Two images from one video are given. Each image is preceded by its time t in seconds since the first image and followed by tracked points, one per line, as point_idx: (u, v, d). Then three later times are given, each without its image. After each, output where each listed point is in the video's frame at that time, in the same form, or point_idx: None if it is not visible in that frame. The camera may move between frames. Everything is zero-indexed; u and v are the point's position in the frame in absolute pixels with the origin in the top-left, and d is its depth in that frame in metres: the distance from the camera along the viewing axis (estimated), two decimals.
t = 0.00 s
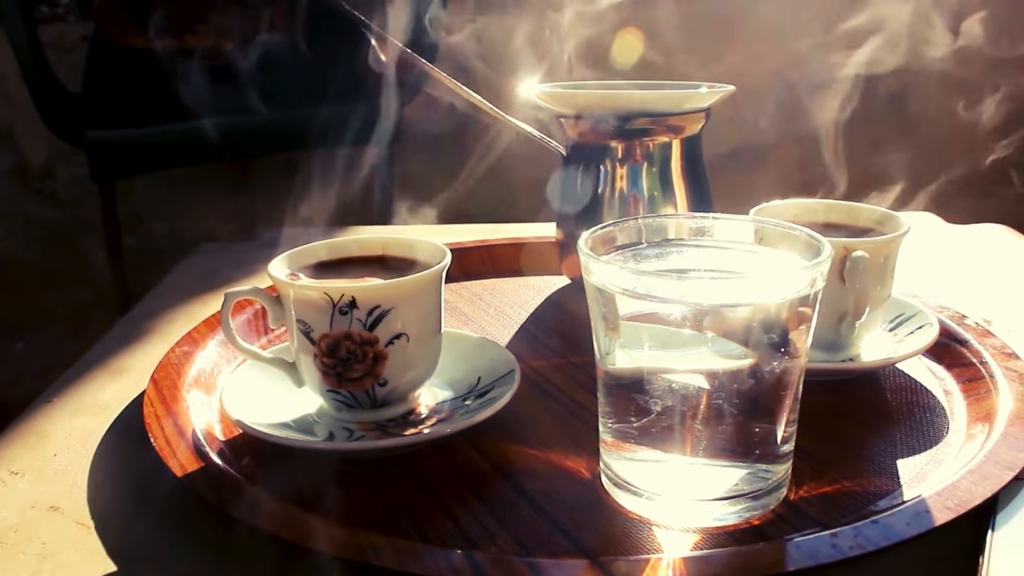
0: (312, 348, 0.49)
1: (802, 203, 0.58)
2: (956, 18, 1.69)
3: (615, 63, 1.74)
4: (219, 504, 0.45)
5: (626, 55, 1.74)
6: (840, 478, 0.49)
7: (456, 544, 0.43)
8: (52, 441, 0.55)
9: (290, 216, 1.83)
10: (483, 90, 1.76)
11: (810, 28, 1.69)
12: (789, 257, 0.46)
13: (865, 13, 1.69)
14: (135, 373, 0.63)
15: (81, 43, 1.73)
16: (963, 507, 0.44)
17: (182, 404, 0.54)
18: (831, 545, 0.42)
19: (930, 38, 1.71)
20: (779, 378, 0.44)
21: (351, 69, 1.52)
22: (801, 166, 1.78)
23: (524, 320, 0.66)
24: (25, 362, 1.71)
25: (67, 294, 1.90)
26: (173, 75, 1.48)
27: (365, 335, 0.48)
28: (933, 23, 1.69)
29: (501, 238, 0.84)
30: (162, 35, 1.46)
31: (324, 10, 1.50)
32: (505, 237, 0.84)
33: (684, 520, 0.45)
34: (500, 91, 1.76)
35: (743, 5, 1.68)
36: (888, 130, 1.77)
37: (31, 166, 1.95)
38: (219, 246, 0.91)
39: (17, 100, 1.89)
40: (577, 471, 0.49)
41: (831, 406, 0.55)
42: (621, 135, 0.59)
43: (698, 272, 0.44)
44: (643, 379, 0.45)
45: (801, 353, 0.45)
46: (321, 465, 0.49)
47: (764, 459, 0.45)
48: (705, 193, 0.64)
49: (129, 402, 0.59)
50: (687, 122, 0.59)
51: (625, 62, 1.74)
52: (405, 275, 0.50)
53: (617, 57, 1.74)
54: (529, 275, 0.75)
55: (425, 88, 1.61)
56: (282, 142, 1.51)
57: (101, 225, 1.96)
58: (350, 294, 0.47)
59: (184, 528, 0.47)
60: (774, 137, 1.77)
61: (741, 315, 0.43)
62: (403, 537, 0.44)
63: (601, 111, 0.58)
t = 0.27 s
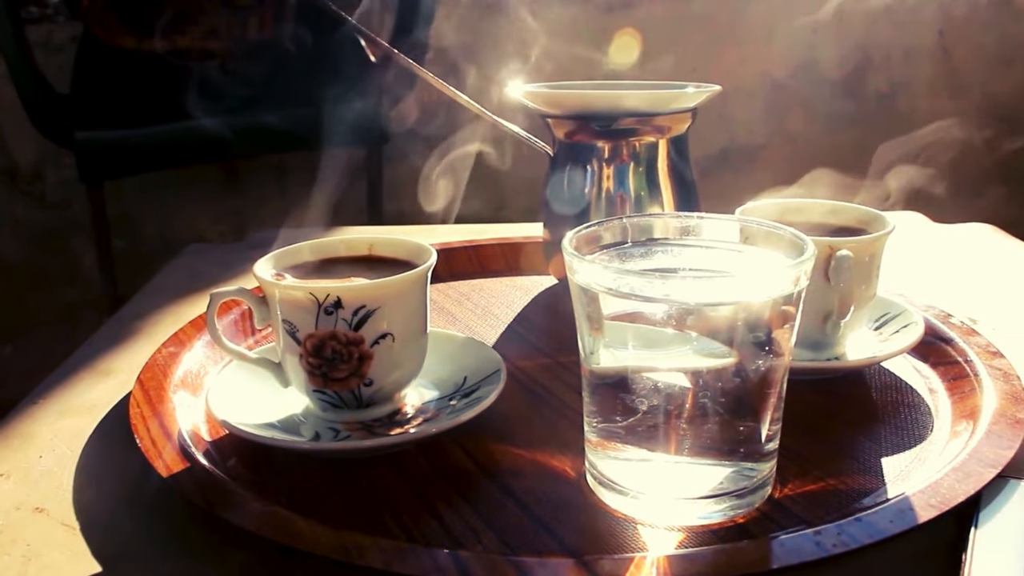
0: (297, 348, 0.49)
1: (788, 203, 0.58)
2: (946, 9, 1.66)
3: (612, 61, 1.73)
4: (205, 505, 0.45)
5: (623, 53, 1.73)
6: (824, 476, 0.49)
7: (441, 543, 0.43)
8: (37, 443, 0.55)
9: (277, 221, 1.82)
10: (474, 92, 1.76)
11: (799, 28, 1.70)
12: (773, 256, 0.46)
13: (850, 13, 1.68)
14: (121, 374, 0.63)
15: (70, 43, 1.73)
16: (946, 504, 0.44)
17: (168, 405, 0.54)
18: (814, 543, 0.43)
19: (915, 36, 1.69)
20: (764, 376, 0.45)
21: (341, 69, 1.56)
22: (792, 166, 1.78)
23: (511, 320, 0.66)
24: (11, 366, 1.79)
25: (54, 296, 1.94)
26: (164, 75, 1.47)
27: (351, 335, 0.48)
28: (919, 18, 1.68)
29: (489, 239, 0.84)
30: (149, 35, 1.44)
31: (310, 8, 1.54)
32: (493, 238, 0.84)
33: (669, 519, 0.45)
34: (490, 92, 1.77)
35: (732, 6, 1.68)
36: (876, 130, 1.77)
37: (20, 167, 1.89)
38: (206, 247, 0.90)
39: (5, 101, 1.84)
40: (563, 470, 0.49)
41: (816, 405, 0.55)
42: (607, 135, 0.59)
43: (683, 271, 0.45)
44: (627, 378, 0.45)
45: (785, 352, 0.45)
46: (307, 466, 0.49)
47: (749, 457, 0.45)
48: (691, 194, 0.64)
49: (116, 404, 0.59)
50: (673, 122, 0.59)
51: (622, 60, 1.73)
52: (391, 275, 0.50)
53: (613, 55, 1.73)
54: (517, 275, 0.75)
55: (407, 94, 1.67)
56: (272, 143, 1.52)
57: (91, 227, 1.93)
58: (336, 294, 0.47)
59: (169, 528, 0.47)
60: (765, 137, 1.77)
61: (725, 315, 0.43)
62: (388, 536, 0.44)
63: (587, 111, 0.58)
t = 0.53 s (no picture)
0: (277, 349, 0.49)
1: (768, 203, 0.59)
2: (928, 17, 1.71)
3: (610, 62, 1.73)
4: (185, 507, 0.45)
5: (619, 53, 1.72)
6: (803, 475, 0.49)
7: (420, 543, 0.44)
8: (17, 446, 0.54)
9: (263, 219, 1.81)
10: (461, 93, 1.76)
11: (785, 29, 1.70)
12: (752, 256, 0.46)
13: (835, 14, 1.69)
14: (102, 377, 0.62)
15: (53, 44, 1.72)
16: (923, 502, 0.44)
17: (149, 408, 0.54)
18: (791, 542, 0.43)
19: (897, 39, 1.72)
20: (742, 376, 0.45)
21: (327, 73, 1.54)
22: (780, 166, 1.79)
23: (493, 321, 0.66)
24: None
25: (38, 299, 1.95)
26: (147, 76, 1.45)
27: (331, 336, 0.48)
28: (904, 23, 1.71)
29: (472, 240, 0.84)
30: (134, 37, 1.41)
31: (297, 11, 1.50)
32: (476, 239, 0.84)
33: (648, 518, 0.45)
34: (476, 92, 1.77)
35: (719, 7, 1.68)
36: (863, 134, 1.80)
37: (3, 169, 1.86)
38: (188, 250, 0.90)
39: None
40: (543, 470, 0.49)
41: (796, 404, 0.56)
42: (589, 136, 0.59)
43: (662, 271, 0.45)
44: (605, 378, 0.45)
45: (763, 351, 0.45)
46: (288, 467, 0.50)
47: (727, 457, 0.45)
48: (673, 194, 0.64)
49: (97, 406, 0.59)
50: (654, 123, 0.60)
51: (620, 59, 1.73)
52: (371, 276, 0.50)
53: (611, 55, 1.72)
54: (499, 276, 0.76)
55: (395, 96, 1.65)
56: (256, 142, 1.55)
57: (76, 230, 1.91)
58: (315, 296, 0.47)
59: (149, 530, 0.47)
60: (753, 137, 1.77)
61: (703, 315, 0.43)
62: (367, 537, 0.44)
63: (568, 112, 0.58)
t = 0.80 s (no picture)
0: (255, 351, 0.49)
1: (746, 202, 0.59)
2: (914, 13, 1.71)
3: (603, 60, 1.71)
4: (163, 509, 0.45)
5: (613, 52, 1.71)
6: (780, 473, 0.49)
7: (397, 543, 0.44)
8: None
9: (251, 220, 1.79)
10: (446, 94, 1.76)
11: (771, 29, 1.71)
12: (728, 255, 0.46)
13: (819, 13, 1.71)
14: (81, 381, 0.62)
15: (35, 47, 1.72)
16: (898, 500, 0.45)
17: (127, 411, 0.54)
18: (767, 540, 0.43)
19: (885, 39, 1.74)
20: (717, 375, 0.45)
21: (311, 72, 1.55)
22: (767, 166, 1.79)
23: (473, 322, 0.66)
24: None
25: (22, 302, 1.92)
26: (132, 79, 1.45)
27: (308, 338, 0.48)
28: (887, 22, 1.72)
29: (453, 241, 0.84)
30: (116, 39, 1.43)
31: (278, 12, 1.54)
32: (458, 240, 0.84)
33: (625, 517, 0.45)
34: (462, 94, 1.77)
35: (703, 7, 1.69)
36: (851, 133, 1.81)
37: None
38: (168, 253, 0.89)
39: None
40: (521, 470, 0.50)
41: (775, 404, 0.56)
42: (568, 136, 0.60)
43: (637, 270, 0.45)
44: (580, 378, 0.45)
45: (739, 350, 0.46)
46: (267, 469, 0.50)
47: (704, 455, 0.45)
48: (653, 194, 0.64)
49: (75, 410, 0.58)
50: (633, 123, 0.60)
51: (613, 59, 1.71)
52: (349, 277, 0.50)
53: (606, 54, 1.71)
54: (480, 277, 0.76)
55: (379, 97, 1.65)
56: (243, 145, 1.52)
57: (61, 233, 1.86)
58: (292, 298, 0.47)
59: (127, 533, 0.46)
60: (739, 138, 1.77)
61: (679, 314, 0.43)
62: (344, 537, 0.44)
63: (547, 113, 0.58)
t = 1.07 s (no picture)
0: (233, 352, 0.49)
1: (725, 202, 0.59)
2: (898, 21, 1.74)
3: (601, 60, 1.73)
4: (140, 511, 0.45)
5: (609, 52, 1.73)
6: (758, 472, 0.49)
7: (374, 544, 0.44)
8: None
9: (239, 224, 1.79)
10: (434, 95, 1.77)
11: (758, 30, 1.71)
12: (705, 255, 0.46)
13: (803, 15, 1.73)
14: (61, 382, 0.62)
15: (19, 48, 1.71)
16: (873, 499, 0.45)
17: (106, 413, 0.54)
18: (742, 539, 0.43)
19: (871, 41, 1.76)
20: (693, 374, 0.45)
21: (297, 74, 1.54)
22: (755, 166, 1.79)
23: (454, 323, 0.67)
24: None
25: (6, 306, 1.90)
26: (116, 80, 1.46)
27: (286, 338, 0.48)
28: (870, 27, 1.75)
29: (435, 242, 0.84)
30: (100, 40, 1.43)
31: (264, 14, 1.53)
32: (440, 241, 0.84)
33: (602, 517, 0.45)
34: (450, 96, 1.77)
35: (688, 8, 1.70)
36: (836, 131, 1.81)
37: None
38: (149, 254, 0.89)
39: None
40: (499, 471, 0.50)
41: (754, 403, 0.56)
42: (549, 137, 0.60)
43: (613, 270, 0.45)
44: (554, 378, 0.45)
45: (715, 350, 0.46)
46: (246, 470, 0.50)
47: (681, 455, 0.46)
48: (633, 195, 0.64)
49: (54, 411, 0.58)
50: (613, 124, 0.60)
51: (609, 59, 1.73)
52: (327, 278, 0.50)
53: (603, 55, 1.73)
54: (462, 278, 0.76)
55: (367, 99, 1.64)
56: (226, 147, 1.51)
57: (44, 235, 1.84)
58: (270, 298, 0.48)
59: (104, 535, 0.46)
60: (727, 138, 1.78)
61: (654, 314, 0.43)
62: (321, 539, 0.44)
63: (527, 114, 0.58)
